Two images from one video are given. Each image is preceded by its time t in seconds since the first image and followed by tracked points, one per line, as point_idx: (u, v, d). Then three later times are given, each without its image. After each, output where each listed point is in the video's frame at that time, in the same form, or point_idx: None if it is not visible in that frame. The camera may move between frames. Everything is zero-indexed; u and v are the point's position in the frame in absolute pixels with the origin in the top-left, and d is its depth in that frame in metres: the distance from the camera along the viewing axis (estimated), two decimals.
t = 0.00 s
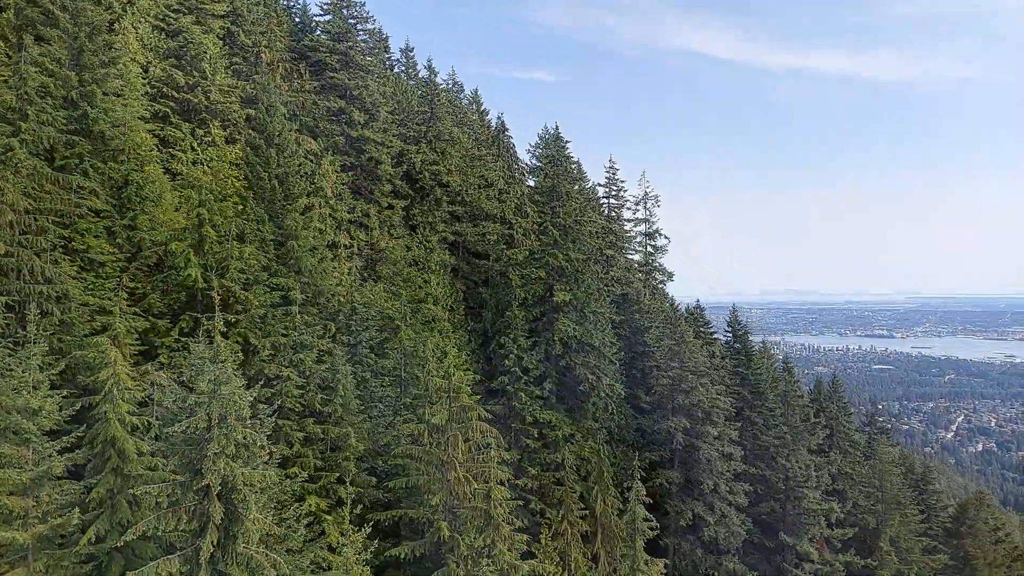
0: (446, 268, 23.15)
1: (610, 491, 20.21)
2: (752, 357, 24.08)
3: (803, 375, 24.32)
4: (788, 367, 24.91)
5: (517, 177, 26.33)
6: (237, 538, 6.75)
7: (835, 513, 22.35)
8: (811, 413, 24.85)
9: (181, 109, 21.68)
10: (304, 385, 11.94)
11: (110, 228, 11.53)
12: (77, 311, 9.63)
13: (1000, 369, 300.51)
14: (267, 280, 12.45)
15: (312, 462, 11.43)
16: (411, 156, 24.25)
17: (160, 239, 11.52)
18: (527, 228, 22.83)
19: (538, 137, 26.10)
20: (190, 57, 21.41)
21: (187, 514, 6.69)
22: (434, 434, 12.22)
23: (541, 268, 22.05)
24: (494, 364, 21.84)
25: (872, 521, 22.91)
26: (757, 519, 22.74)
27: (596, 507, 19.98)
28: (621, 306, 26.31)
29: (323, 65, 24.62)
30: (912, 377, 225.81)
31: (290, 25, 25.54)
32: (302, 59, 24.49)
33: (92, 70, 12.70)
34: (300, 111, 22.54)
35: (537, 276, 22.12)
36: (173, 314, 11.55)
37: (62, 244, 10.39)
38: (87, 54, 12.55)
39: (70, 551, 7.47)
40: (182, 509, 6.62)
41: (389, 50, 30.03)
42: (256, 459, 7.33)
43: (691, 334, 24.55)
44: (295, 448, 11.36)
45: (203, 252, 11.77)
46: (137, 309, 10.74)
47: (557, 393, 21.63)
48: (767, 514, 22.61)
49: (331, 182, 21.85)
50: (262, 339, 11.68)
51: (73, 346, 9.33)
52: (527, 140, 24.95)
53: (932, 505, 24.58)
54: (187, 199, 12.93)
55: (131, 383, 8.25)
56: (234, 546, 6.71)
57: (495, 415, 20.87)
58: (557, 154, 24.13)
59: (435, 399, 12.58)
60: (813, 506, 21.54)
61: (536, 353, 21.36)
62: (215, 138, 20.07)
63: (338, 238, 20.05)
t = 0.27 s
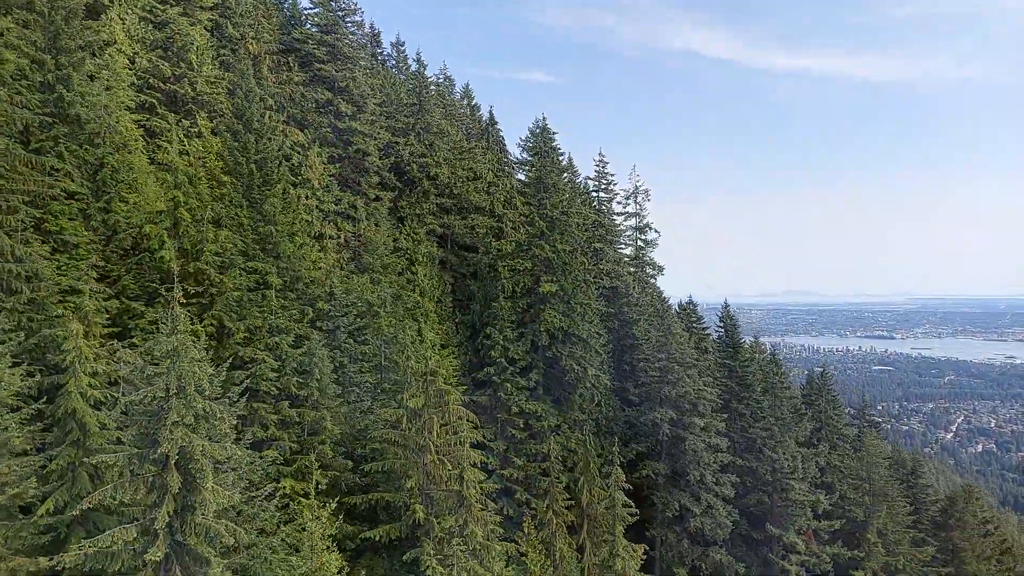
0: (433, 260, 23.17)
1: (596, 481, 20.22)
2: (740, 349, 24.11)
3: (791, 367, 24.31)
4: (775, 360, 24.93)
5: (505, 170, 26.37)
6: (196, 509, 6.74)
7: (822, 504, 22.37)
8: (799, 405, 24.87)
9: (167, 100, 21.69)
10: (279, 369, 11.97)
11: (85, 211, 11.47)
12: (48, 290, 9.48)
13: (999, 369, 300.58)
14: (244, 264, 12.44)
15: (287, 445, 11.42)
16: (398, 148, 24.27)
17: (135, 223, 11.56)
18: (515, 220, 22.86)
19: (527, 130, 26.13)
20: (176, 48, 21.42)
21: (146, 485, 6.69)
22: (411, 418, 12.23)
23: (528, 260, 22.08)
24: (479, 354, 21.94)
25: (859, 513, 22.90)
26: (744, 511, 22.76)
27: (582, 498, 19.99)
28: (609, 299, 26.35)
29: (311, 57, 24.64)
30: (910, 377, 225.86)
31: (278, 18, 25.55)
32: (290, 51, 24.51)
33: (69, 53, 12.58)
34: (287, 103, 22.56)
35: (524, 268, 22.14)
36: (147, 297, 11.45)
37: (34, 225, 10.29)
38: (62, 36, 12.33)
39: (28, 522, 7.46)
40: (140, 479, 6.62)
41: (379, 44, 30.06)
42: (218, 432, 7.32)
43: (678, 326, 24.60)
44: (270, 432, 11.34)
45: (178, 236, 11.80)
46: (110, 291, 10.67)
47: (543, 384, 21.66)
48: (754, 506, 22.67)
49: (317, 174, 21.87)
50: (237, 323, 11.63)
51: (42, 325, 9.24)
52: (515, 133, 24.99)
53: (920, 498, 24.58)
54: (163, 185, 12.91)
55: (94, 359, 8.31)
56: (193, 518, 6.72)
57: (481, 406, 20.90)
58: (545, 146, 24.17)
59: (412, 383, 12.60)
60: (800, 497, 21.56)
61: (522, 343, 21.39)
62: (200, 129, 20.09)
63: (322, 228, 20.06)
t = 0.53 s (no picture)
0: (421, 251, 23.16)
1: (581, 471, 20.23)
2: (727, 341, 24.12)
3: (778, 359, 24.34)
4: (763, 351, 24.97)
5: (494, 162, 26.43)
6: (153, 478, 6.73)
7: (808, 496, 22.38)
8: (787, 397, 24.88)
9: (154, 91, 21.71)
10: (256, 353, 12.01)
11: (59, 193, 11.44)
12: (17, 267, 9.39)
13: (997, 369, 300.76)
14: (220, 248, 12.46)
15: (262, 427, 11.43)
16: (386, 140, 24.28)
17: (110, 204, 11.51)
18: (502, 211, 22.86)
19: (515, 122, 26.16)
20: (163, 38, 21.44)
21: (103, 454, 6.68)
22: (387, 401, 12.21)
23: (515, 251, 22.10)
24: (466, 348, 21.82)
25: (846, 504, 22.92)
26: (731, 502, 22.77)
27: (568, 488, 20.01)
28: (598, 291, 26.36)
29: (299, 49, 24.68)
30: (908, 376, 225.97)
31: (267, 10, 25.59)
32: (279, 43, 24.54)
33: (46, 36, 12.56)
34: (275, 94, 22.57)
35: (511, 259, 22.14)
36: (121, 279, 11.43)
37: (6, 204, 10.25)
38: (39, 20, 12.37)
39: None
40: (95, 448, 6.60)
41: (369, 38, 30.09)
42: (175, 404, 7.36)
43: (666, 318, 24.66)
44: (245, 413, 11.35)
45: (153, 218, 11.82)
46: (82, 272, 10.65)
47: (530, 375, 21.68)
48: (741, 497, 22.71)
49: (304, 164, 21.88)
50: (211, 305, 11.65)
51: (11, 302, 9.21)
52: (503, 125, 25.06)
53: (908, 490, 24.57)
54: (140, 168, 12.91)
55: (56, 334, 8.34)
56: (150, 486, 6.72)
57: (467, 396, 20.93)
58: (532, 138, 24.20)
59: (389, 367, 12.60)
60: (786, 488, 21.57)
61: (509, 336, 21.28)
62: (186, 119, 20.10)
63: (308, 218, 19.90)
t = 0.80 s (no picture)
0: (409, 242, 23.17)
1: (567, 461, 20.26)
2: (716, 332, 24.10)
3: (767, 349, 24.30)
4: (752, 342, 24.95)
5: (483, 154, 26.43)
6: (110, 448, 6.72)
7: (796, 486, 22.41)
8: (776, 388, 24.87)
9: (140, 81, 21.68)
10: (232, 335, 12.00)
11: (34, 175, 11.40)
12: None
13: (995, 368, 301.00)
14: (197, 231, 12.48)
15: (238, 409, 11.44)
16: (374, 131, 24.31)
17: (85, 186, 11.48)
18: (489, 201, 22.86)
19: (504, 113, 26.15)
20: (149, 28, 21.42)
21: (60, 423, 6.65)
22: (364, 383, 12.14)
23: (502, 241, 22.07)
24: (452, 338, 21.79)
25: (834, 494, 22.96)
26: (719, 492, 22.80)
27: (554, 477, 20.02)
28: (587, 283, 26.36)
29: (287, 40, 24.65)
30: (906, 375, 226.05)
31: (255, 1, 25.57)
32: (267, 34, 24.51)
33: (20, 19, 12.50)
34: (262, 84, 22.57)
35: (498, 249, 22.13)
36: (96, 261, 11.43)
37: None
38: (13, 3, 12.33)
39: None
40: (51, 417, 6.58)
41: (359, 31, 30.09)
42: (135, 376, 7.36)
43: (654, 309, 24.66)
44: (220, 395, 11.34)
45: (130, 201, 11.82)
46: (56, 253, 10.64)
47: (517, 365, 21.67)
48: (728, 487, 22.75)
49: (291, 155, 21.89)
50: (187, 287, 11.65)
51: None
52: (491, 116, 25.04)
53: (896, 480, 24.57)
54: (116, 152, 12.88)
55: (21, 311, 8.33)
56: (109, 456, 6.73)
57: (454, 386, 20.93)
58: (520, 129, 24.19)
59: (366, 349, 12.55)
60: (772, 477, 21.60)
61: (495, 325, 21.24)
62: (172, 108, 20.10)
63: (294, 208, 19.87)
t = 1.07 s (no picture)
0: (397, 232, 23.16)
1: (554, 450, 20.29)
2: (704, 322, 24.04)
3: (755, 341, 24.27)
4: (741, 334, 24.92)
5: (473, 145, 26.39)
6: (69, 417, 6.67)
7: (783, 476, 22.43)
8: (765, 379, 24.85)
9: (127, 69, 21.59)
10: (208, 317, 11.94)
11: (8, 154, 11.32)
12: None
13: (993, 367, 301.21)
14: (174, 213, 12.42)
15: (214, 390, 11.40)
16: (362, 121, 24.28)
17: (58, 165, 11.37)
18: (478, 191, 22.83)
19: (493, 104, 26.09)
20: (136, 16, 21.33)
21: (15, 392, 6.57)
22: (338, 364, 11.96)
23: (489, 231, 22.03)
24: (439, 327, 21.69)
25: (821, 485, 22.98)
26: (706, 482, 22.87)
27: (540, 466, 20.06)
28: (576, 274, 26.37)
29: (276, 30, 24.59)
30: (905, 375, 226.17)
31: None
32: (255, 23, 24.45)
33: None
34: (250, 73, 22.50)
35: (486, 238, 22.08)
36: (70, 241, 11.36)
37: None
38: None
39: None
40: (8, 385, 6.52)
41: (350, 22, 30.04)
42: (97, 347, 7.30)
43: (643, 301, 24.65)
44: (195, 376, 11.30)
45: (105, 182, 11.73)
46: (27, 231, 10.56)
47: (504, 355, 21.65)
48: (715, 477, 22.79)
49: (278, 144, 21.84)
50: (162, 268, 11.59)
51: None
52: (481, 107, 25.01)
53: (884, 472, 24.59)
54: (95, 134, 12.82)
55: None
56: (66, 425, 6.72)
57: (440, 375, 20.91)
58: (508, 119, 24.15)
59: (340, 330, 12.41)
60: (759, 467, 21.64)
61: (482, 315, 21.17)
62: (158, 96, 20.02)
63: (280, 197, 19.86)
